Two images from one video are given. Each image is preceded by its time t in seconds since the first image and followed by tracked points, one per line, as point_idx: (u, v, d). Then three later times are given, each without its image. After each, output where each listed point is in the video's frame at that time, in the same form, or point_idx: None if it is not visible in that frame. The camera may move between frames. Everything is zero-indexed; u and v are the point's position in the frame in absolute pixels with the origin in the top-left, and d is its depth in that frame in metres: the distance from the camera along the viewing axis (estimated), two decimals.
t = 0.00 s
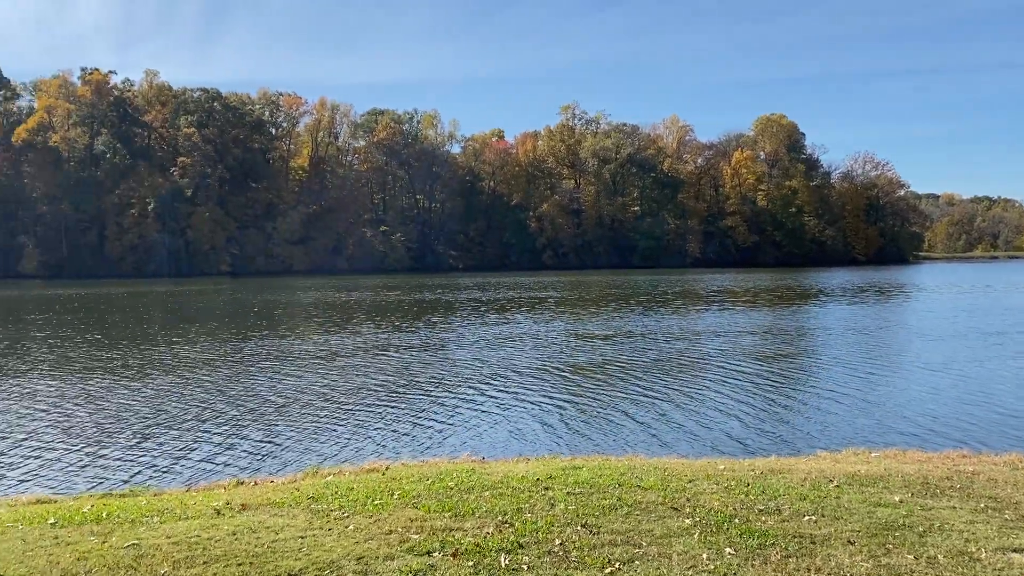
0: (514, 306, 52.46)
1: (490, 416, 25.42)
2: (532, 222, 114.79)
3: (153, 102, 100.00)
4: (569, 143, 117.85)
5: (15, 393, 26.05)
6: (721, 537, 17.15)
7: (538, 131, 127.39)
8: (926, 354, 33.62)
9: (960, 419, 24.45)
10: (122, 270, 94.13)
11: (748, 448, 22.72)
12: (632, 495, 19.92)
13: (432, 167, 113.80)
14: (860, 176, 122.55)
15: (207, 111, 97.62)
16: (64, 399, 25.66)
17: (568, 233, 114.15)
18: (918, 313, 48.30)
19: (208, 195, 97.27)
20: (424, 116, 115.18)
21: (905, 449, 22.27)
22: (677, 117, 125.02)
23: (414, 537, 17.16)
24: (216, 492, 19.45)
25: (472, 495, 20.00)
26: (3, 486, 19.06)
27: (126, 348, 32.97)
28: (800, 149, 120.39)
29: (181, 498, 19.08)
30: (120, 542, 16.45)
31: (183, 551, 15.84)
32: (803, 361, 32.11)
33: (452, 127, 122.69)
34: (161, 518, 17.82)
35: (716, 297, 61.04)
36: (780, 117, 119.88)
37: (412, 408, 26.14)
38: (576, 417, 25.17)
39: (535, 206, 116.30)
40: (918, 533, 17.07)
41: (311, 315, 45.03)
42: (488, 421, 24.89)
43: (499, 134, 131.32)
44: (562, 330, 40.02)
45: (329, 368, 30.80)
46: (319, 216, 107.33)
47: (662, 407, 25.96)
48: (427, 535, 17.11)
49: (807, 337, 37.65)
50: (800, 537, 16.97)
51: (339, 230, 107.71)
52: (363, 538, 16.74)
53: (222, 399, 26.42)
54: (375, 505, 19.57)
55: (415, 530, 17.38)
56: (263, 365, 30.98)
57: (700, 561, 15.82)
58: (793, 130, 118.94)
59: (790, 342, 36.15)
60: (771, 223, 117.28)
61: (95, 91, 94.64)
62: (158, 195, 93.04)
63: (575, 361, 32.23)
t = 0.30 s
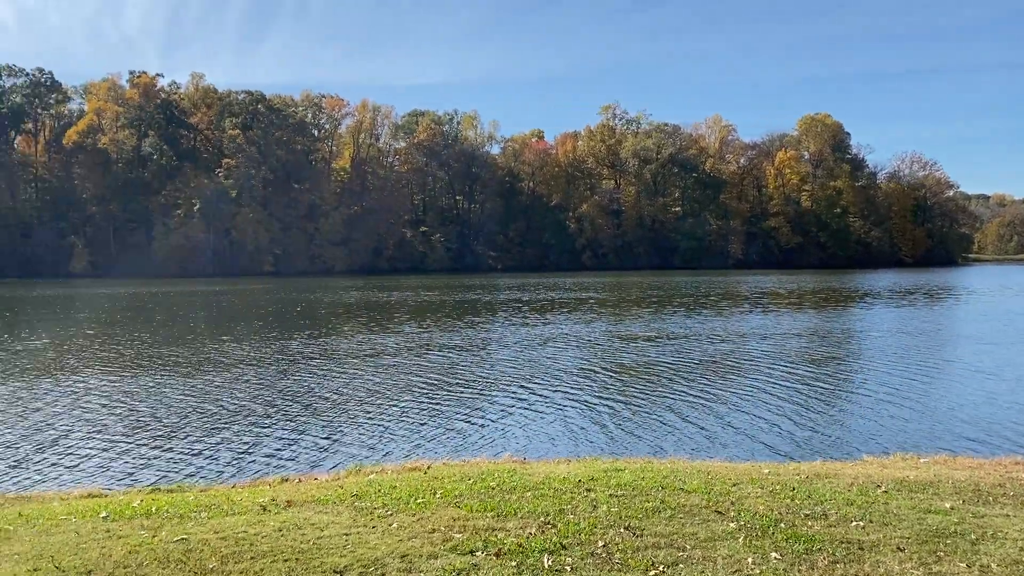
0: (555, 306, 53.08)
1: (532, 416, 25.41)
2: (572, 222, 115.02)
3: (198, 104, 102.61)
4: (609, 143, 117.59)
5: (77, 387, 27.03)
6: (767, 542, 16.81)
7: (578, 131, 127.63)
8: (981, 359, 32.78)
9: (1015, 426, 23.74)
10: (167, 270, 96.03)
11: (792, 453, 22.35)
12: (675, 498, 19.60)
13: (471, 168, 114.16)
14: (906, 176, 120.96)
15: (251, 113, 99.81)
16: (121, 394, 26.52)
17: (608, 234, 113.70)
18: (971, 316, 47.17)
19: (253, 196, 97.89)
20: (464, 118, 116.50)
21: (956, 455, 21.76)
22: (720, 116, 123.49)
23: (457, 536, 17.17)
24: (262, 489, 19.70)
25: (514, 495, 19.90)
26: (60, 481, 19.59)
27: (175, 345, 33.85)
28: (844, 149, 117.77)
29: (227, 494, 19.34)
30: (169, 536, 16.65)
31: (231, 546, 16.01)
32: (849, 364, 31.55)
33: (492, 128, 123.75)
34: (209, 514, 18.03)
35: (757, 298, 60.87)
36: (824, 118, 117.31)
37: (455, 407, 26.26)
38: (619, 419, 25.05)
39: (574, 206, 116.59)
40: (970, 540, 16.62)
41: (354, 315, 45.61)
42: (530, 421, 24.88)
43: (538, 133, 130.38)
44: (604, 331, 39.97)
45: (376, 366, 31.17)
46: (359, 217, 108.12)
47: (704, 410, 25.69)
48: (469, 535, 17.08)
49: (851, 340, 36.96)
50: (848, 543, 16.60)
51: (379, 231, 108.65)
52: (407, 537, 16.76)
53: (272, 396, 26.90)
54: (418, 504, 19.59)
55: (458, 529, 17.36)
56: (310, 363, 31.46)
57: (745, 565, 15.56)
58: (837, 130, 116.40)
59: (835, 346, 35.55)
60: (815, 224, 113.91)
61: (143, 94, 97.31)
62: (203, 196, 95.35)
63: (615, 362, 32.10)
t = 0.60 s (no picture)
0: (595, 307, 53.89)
1: (574, 418, 25.33)
2: (612, 223, 113.94)
3: (243, 107, 104.69)
4: (650, 144, 115.18)
5: (133, 384, 27.70)
6: (812, 547, 16.28)
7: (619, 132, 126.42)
8: None
9: None
10: (213, 268, 98.18)
11: (837, 458, 21.88)
12: (718, 501, 19.17)
13: (511, 169, 114.71)
14: (955, 177, 118.90)
15: (295, 115, 101.14)
16: (173, 391, 27.06)
17: (648, 235, 112.52)
18: None
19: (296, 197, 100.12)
20: (504, 119, 116.92)
21: (1008, 463, 21.05)
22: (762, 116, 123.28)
23: (498, 537, 17.04)
24: (305, 487, 19.85)
25: (555, 497, 19.71)
26: (112, 476, 20.04)
27: (221, 344, 34.45)
28: (891, 149, 115.34)
29: (272, 491, 19.52)
30: (215, 532, 16.78)
31: (275, 543, 16.07)
32: (895, 369, 30.85)
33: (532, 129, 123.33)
34: (254, 510, 18.21)
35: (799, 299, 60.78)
36: (871, 117, 114.43)
37: (499, 408, 26.32)
38: (660, 421, 24.84)
39: (615, 207, 115.62)
40: None
41: (396, 315, 45.95)
42: (572, 423, 24.82)
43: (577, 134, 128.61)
44: (645, 333, 39.76)
45: (423, 366, 31.40)
46: (399, 218, 109.75)
47: (745, 415, 25.34)
48: (510, 536, 16.93)
49: (897, 345, 36.13)
50: (896, 550, 16.01)
51: (418, 233, 109.66)
52: (449, 536, 16.68)
53: (320, 395, 27.21)
54: (459, 504, 19.52)
55: (499, 530, 17.24)
56: (355, 363, 31.76)
57: (790, 571, 15.11)
58: (885, 129, 113.44)
59: (880, 350, 34.78)
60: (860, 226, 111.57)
61: (189, 97, 99.21)
62: (247, 197, 97.06)
63: (655, 364, 31.90)
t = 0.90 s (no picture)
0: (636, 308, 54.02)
1: (615, 420, 25.18)
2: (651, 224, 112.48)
3: (286, 109, 106.74)
4: (691, 144, 112.96)
5: (178, 383, 28.17)
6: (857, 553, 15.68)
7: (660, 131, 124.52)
8: None
9: None
10: (256, 269, 99.28)
11: (882, 465, 21.38)
12: (760, 506, 18.66)
13: (550, 170, 114.36)
14: (1005, 177, 116.66)
15: (336, 118, 101.84)
16: (221, 390, 27.50)
17: (689, 236, 110.94)
18: None
19: (336, 199, 101.66)
20: (543, 119, 116.36)
21: None
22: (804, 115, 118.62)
23: (538, 539, 16.75)
24: (346, 485, 19.95)
25: (595, 499, 19.37)
26: (160, 472, 20.41)
27: (267, 343, 34.97)
28: (939, 148, 111.17)
29: (315, 489, 19.62)
30: (259, 528, 16.76)
31: (317, 540, 15.99)
32: (943, 375, 30.05)
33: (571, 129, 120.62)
34: (296, 508, 18.26)
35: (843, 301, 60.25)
36: (917, 116, 110.44)
37: (541, 409, 26.30)
38: (701, 425, 24.57)
39: (655, 208, 114.40)
40: None
41: (438, 316, 46.15)
42: (612, 426, 24.65)
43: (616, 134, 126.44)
44: (687, 335, 39.46)
45: (468, 367, 31.51)
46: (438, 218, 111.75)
47: (787, 419, 24.94)
48: (551, 538, 16.54)
49: (945, 349, 35.22)
50: (943, 557, 15.33)
51: (458, 232, 111.76)
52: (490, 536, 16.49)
53: (366, 396, 27.35)
54: (500, 505, 19.30)
55: (539, 531, 16.97)
56: (400, 363, 31.93)
57: None
58: (932, 129, 109.60)
59: (927, 354, 33.94)
60: (906, 227, 109.05)
61: (233, 99, 100.11)
62: (290, 199, 99.03)
63: (697, 367, 31.64)
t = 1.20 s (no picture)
0: (674, 309, 54.10)
1: (654, 424, 24.85)
2: (691, 225, 111.71)
3: (326, 111, 107.53)
4: (731, 144, 110.41)
5: (226, 382, 28.56)
6: (904, 560, 14.91)
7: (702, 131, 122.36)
8: None
9: None
10: (297, 270, 100.22)
11: (929, 472, 20.69)
12: (803, 510, 17.99)
13: (588, 171, 115.14)
14: None
15: (376, 119, 102.57)
16: (265, 387, 27.97)
17: (729, 236, 109.66)
18: None
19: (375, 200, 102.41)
20: (582, 119, 116.18)
21: None
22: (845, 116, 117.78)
23: (577, 541, 16.05)
24: (386, 484, 19.86)
25: (635, 502, 18.83)
26: (205, 469, 20.62)
27: (310, 343, 35.44)
28: (987, 148, 108.15)
29: (355, 488, 19.53)
30: (301, 526, 16.43)
31: (357, 538, 15.58)
32: (991, 380, 29.17)
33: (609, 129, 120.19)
34: (338, 506, 18.02)
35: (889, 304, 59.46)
36: (964, 115, 107.57)
37: (581, 411, 26.15)
38: (740, 430, 24.14)
39: (695, 208, 112.88)
40: None
41: (478, 317, 46.25)
42: (651, 429, 24.30)
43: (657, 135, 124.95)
44: (728, 337, 39.15)
45: (509, 366, 31.68)
46: (475, 218, 112.86)
47: (829, 425, 24.37)
48: (591, 539, 15.89)
49: (993, 354, 34.26)
50: (994, 566, 14.54)
51: (495, 232, 112.57)
52: (529, 538, 15.84)
53: (410, 395, 27.51)
54: (538, 506, 18.87)
55: (579, 533, 16.27)
56: (441, 363, 32.17)
57: None
58: (979, 128, 106.70)
59: (975, 359, 33.03)
60: (952, 228, 105.99)
61: (274, 102, 102.61)
62: (330, 200, 99.82)
63: (738, 370, 31.27)
